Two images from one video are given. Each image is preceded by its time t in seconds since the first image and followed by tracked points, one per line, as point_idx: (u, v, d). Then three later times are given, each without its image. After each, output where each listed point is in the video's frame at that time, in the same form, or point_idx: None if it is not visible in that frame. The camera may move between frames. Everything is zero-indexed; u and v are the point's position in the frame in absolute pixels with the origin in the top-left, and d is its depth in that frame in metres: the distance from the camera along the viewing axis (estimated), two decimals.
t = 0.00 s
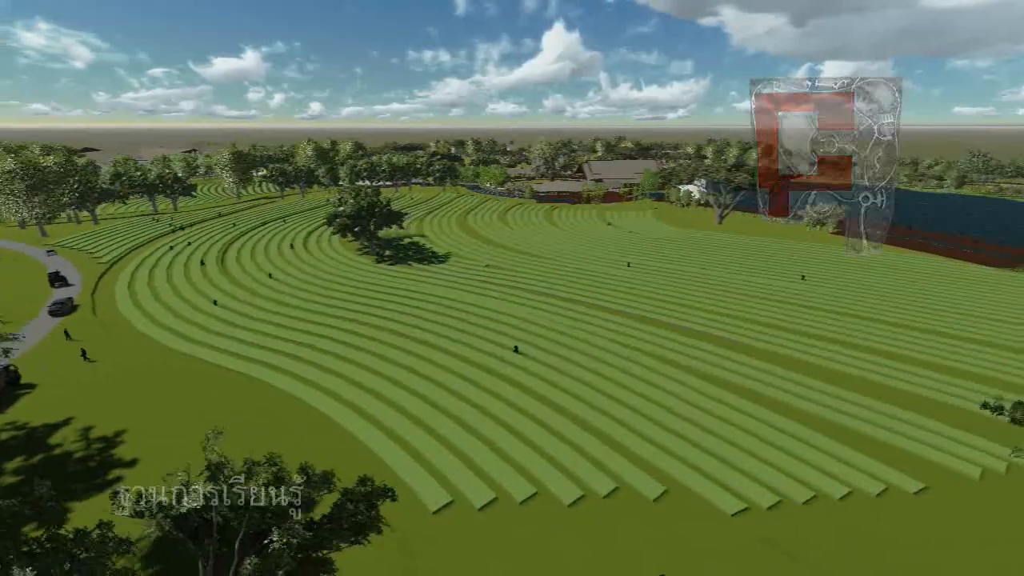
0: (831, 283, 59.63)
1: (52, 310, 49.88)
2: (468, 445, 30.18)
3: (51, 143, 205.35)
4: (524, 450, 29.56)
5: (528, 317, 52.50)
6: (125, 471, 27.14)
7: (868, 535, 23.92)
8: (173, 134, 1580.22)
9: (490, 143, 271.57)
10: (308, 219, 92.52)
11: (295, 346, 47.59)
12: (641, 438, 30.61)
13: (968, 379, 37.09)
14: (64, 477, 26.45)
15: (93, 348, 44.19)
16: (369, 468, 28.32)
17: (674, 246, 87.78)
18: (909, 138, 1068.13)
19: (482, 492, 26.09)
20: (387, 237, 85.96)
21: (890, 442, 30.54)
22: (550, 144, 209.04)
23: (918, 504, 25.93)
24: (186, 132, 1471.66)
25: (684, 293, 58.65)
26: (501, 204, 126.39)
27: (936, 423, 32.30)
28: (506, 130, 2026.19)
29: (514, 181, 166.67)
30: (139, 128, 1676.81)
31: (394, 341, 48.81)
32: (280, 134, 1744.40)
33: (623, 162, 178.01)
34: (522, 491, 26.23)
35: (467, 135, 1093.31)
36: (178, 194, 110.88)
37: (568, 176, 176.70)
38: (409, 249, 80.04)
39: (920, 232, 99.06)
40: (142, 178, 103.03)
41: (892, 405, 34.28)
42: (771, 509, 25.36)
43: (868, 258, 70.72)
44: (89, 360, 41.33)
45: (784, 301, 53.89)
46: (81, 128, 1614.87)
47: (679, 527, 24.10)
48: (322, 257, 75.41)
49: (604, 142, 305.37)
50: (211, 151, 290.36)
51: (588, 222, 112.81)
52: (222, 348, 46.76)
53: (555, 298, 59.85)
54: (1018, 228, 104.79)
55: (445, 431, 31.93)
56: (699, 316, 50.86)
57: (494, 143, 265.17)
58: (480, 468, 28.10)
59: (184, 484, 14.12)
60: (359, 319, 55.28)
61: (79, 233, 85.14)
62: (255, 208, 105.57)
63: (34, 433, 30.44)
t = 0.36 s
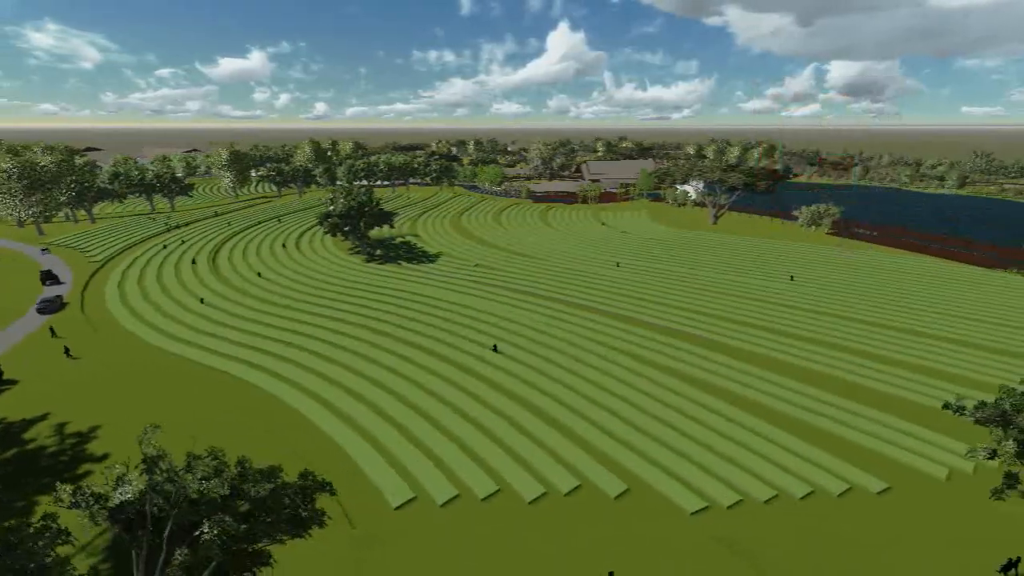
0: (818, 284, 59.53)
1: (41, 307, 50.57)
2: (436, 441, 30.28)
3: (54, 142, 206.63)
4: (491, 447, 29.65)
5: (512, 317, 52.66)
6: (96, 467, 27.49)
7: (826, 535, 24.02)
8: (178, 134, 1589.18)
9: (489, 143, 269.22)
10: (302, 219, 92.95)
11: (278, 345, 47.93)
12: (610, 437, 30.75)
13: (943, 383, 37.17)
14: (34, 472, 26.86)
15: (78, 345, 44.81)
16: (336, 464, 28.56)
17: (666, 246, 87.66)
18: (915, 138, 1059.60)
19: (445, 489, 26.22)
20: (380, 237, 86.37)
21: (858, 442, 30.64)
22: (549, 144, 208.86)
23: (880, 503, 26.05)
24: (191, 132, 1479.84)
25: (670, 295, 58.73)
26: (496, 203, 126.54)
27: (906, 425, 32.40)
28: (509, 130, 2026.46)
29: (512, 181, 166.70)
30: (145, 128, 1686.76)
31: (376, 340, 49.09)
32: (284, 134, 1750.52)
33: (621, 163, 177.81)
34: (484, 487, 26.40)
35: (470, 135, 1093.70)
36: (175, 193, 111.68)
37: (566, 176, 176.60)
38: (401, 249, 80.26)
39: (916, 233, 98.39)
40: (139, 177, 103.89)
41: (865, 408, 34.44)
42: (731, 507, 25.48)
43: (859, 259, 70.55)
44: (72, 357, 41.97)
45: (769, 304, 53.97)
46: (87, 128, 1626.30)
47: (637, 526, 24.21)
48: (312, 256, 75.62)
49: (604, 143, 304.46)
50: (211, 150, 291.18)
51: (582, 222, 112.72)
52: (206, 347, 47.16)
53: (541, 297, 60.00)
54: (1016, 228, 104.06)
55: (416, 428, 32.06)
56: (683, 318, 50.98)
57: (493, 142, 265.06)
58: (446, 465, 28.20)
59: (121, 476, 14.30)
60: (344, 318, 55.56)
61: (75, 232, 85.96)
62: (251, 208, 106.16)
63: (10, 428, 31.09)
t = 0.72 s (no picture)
0: (802, 285, 59.41)
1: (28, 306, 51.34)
2: (401, 438, 30.47)
3: (56, 142, 208.67)
4: (454, 444, 29.85)
5: (494, 316, 52.82)
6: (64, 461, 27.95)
7: (780, 535, 24.08)
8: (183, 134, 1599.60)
9: (488, 143, 269.39)
10: (294, 219, 93.50)
11: (258, 344, 48.23)
12: (575, 435, 30.90)
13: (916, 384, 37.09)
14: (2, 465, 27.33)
15: (60, 342, 45.44)
16: (300, 458, 28.80)
17: (656, 246, 87.54)
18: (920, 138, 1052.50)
19: (404, 485, 26.47)
20: (371, 237, 86.80)
21: (823, 442, 30.69)
22: (547, 144, 208.86)
23: (838, 503, 26.13)
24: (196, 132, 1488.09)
25: (654, 295, 58.79)
26: (491, 203, 126.63)
27: (874, 426, 32.40)
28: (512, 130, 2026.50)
29: (508, 181, 166.95)
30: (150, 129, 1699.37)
31: (357, 338, 49.36)
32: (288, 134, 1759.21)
33: (619, 163, 177.58)
34: (443, 484, 26.58)
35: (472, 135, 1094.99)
36: (170, 193, 112.54)
37: (563, 176, 176.63)
38: (390, 249, 80.46)
39: (909, 233, 97.79)
40: (135, 177, 104.91)
41: (834, 408, 34.47)
42: (687, 506, 25.56)
43: (847, 260, 70.34)
44: (53, 353, 42.67)
45: (750, 305, 53.93)
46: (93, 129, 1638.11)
47: (590, 523, 24.41)
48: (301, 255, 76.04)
49: (603, 142, 304.03)
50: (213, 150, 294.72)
51: (575, 222, 112.64)
52: (187, 346, 47.61)
53: (526, 296, 60.10)
54: (1012, 228, 103.36)
55: (383, 423, 32.30)
56: (662, 318, 51.04)
57: (493, 142, 264.91)
58: (407, 461, 28.47)
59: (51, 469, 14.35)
60: (327, 317, 55.78)
61: (69, 231, 86.81)
62: (245, 208, 106.76)
63: None
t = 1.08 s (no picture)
0: (786, 285, 59.37)
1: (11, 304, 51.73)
2: (365, 436, 30.64)
3: (56, 143, 210.05)
4: (417, 442, 29.97)
5: (475, 316, 52.99)
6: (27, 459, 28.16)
7: (732, 534, 24.16)
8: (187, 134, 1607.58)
9: (487, 143, 269.73)
10: (286, 219, 93.99)
11: (237, 342, 48.41)
12: (539, 433, 31.01)
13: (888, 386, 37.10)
14: None
15: (38, 342, 45.71)
16: (263, 455, 28.96)
17: (646, 246, 87.56)
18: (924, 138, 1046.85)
19: (362, 483, 26.61)
20: (361, 236, 87.05)
21: (788, 442, 30.69)
22: (544, 144, 208.99)
23: (796, 503, 26.17)
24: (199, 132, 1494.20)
25: (637, 295, 58.83)
26: (484, 203, 126.87)
27: (841, 426, 32.39)
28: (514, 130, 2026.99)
29: (504, 181, 167.13)
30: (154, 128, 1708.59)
31: (336, 337, 49.58)
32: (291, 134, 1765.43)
33: (615, 163, 177.52)
34: (401, 482, 26.71)
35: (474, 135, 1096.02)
36: (165, 193, 113.19)
37: (559, 176, 176.75)
38: (379, 249, 80.72)
39: (901, 234, 97.49)
40: (130, 177, 105.59)
41: (803, 408, 34.51)
42: (643, 504, 25.64)
43: (834, 262, 70.20)
44: (31, 352, 43.07)
45: (732, 305, 53.90)
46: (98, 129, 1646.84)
47: (543, 520, 24.53)
48: (290, 254, 76.32)
49: (602, 142, 303.93)
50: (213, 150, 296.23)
51: (568, 221, 112.63)
52: (166, 345, 47.83)
53: (509, 295, 60.16)
54: (1007, 229, 102.93)
55: (350, 421, 32.43)
56: (642, 318, 51.14)
57: (491, 142, 264.71)
58: (369, 458, 28.62)
59: None
60: (310, 316, 55.97)
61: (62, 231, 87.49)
62: (238, 208, 107.32)
63: None
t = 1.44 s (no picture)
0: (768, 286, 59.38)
1: None
2: (330, 435, 30.78)
3: (55, 143, 210.77)
4: (381, 440, 30.12)
5: (454, 315, 53.15)
6: None
7: (685, 532, 24.33)
8: (189, 134, 1613.26)
9: (485, 143, 270.13)
10: (277, 218, 94.34)
11: (216, 341, 48.49)
12: (503, 432, 31.18)
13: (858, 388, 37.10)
14: None
15: (18, 341, 45.97)
16: (226, 453, 29.12)
17: (635, 246, 87.58)
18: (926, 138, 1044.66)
19: (321, 481, 26.77)
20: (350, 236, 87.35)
21: (750, 442, 30.82)
22: (541, 144, 209.13)
23: (752, 502, 26.27)
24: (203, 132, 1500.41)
25: (619, 295, 58.91)
26: (477, 203, 127.02)
27: (807, 426, 32.46)
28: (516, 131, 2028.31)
29: (500, 181, 167.38)
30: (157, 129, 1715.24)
31: (315, 335, 49.88)
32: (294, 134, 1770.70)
33: (611, 163, 177.49)
34: (360, 479, 26.91)
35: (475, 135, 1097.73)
36: (159, 192, 113.64)
37: (555, 176, 176.86)
38: (367, 248, 80.93)
39: (892, 234, 97.40)
40: (123, 177, 106.01)
41: (771, 408, 34.58)
42: (599, 503, 25.73)
43: (820, 262, 70.16)
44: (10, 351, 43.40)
45: (713, 306, 54.00)
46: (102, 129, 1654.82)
47: (497, 518, 24.68)
48: (277, 253, 76.26)
49: (600, 142, 303.76)
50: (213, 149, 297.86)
51: (560, 221, 112.69)
52: (146, 343, 48.01)
53: (491, 294, 60.26)
54: (999, 229, 102.91)
55: (317, 419, 32.58)
56: (621, 318, 51.25)
57: (490, 142, 264.70)
58: (331, 457, 28.79)
59: None
60: (291, 315, 56.07)
61: (53, 230, 87.93)
62: (231, 207, 107.85)
63: None
